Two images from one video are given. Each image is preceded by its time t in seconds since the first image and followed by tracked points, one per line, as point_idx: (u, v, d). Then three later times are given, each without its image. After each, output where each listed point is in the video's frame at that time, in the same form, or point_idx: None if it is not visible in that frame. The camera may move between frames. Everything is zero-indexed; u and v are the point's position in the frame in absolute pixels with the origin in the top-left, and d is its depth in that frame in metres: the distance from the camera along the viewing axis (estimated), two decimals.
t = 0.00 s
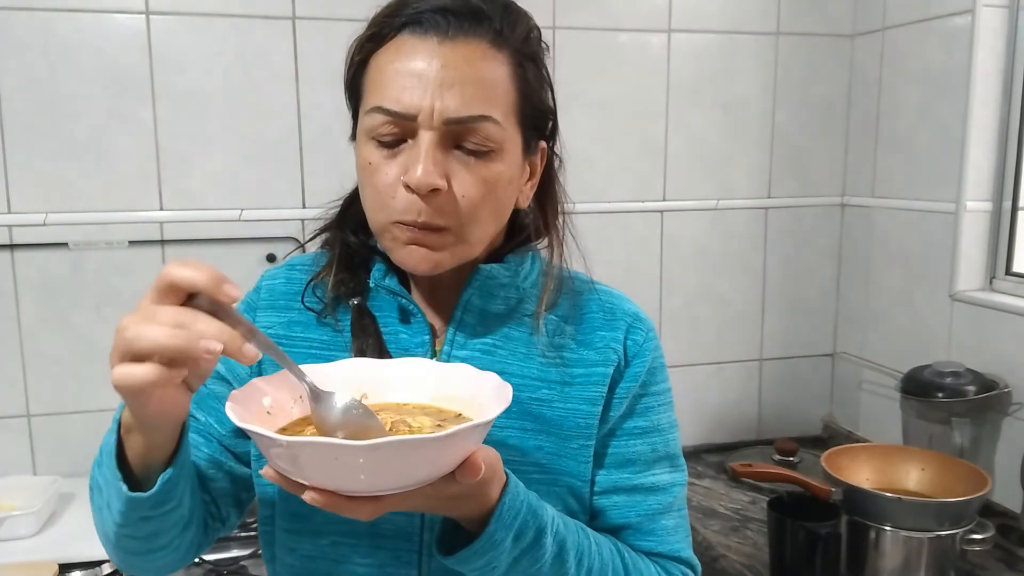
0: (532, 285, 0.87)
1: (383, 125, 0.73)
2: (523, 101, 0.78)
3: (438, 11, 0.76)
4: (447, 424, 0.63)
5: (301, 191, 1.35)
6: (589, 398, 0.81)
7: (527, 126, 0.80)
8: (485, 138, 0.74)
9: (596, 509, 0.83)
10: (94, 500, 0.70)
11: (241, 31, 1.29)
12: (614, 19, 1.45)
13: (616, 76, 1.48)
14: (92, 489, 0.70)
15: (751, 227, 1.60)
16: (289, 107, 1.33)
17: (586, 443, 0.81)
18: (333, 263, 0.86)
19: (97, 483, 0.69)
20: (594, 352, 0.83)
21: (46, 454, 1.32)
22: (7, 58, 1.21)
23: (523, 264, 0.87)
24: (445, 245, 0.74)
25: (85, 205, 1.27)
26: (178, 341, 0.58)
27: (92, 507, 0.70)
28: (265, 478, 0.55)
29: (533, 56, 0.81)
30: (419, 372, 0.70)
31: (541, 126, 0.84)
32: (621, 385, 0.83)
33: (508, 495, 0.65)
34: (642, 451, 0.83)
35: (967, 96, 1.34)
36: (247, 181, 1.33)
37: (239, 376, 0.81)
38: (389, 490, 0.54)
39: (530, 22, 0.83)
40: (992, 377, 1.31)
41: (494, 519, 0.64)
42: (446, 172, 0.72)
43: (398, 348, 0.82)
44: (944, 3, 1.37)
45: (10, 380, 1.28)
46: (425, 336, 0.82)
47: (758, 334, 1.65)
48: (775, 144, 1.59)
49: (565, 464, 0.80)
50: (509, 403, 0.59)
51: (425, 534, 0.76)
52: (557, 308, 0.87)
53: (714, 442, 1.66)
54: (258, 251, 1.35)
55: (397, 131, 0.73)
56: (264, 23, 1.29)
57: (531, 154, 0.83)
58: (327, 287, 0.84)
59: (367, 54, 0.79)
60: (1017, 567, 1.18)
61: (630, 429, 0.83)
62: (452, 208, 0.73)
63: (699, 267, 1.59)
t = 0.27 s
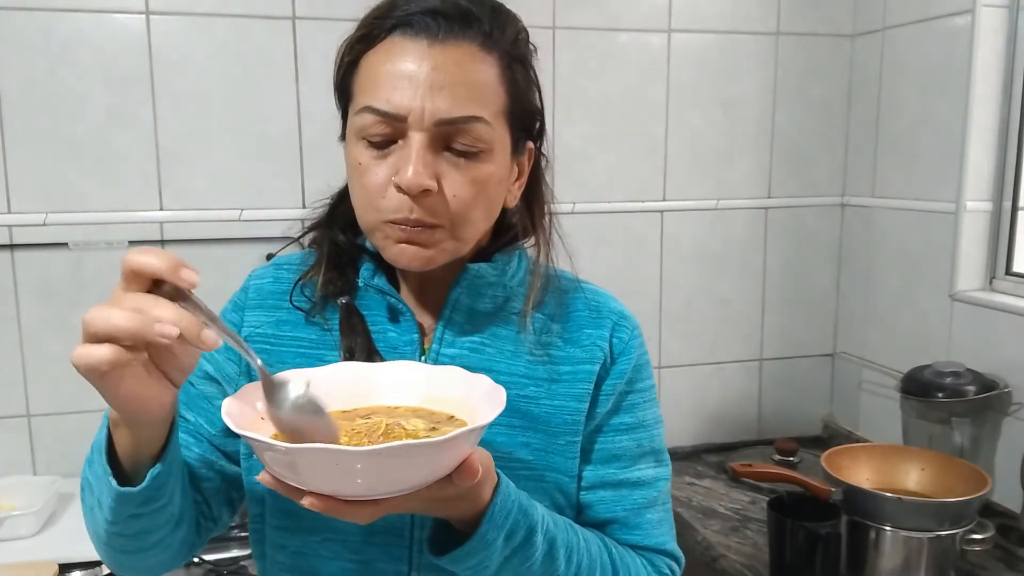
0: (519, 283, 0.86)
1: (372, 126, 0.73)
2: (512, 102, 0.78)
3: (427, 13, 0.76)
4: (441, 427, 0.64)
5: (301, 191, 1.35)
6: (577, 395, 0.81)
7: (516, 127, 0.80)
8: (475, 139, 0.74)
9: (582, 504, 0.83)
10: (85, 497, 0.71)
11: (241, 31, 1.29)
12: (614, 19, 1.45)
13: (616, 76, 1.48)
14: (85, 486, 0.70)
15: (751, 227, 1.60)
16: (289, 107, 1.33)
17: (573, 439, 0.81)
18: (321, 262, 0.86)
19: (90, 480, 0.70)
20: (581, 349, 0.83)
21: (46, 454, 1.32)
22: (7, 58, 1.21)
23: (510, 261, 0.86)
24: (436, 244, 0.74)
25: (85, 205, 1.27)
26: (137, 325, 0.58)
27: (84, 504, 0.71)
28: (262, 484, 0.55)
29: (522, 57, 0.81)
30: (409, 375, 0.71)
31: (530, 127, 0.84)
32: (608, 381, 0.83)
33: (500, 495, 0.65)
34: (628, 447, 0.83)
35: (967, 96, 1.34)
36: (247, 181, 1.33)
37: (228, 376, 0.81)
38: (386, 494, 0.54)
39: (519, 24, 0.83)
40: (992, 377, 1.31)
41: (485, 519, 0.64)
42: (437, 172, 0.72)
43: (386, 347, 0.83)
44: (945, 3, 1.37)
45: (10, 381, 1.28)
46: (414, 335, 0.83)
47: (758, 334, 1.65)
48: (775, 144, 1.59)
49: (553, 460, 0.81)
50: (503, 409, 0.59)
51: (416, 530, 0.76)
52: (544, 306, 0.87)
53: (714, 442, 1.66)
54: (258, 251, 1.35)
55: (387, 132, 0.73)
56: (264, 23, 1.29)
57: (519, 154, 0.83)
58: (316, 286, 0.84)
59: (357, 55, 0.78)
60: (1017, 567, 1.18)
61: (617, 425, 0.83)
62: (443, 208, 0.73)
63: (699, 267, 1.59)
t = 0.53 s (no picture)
0: (517, 282, 0.87)
1: (369, 126, 0.73)
2: (507, 99, 0.78)
3: (420, 12, 0.75)
4: (446, 434, 0.64)
5: (301, 191, 1.35)
6: (576, 393, 0.81)
7: (511, 125, 0.80)
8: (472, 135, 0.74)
9: (583, 501, 0.84)
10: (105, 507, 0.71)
11: (241, 31, 1.29)
12: (614, 19, 1.45)
13: (616, 76, 1.47)
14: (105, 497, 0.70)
15: (751, 227, 1.60)
16: (288, 107, 1.33)
17: (573, 437, 0.81)
18: (319, 263, 0.86)
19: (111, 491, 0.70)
20: (579, 348, 0.83)
21: (45, 454, 1.32)
22: (6, 58, 1.21)
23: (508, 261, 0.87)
24: (437, 240, 0.74)
25: (85, 205, 1.27)
26: (144, 405, 0.53)
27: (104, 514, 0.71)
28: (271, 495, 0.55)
29: (515, 53, 0.81)
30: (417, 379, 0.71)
31: (526, 124, 0.84)
32: (606, 379, 0.83)
33: (505, 500, 0.65)
34: (627, 444, 0.83)
35: (968, 96, 1.34)
36: (247, 181, 1.33)
37: (229, 377, 0.81)
38: (397, 505, 0.54)
39: (512, 23, 0.83)
40: (991, 377, 1.31)
41: (491, 525, 0.64)
42: (435, 169, 0.73)
43: (386, 346, 0.83)
44: (945, 4, 1.37)
45: (10, 381, 1.28)
46: (413, 333, 0.83)
47: (758, 334, 1.65)
48: (775, 144, 1.59)
49: (552, 457, 0.81)
50: (511, 418, 0.58)
51: (419, 527, 0.76)
52: (542, 304, 0.86)
53: (714, 442, 1.66)
54: (258, 251, 1.35)
55: (384, 131, 0.73)
56: (264, 23, 1.29)
57: (516, 151, 0.83)
58: (314, 286, 0.84)
59: (351, 56, 0.78)
60: (1017, 568, 1.18)
61: (616, 423, 0.84)
62: (442, 205, 0.73)
63: (699, 267, 1.59)
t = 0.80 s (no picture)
0: (551, 283, 0.87)
1: (403, 126, 0.73)
2: (538, 98, 0.78)
3: (451, 14, 0.76)
4: (486, 439, 0.63)
5: (301, 191, 1.35)
6: (615, 395, 0.81)
7: (543, 124, 0.80)
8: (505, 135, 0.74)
9: (623, 505, 0.83)
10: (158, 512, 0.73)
11: (241, 31, 1.29)
12: (614, 19, 1.45)
13: (616, 76, 1.48)
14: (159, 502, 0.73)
15: (751, 227, 1.61)
16: (289, 107, 1.33)
17: (613, 440, 0.81)
18: (352, 266, 0.87)
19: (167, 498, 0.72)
20: (617, 348, 0.82)
21: (45, 454, 1.32)
22: (6, 58, 1.21)
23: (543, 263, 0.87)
24: (470, 240, 0.74)
25: (85, 205, 1.27)
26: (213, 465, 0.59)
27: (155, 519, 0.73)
28: (312, 499, 0.55)
29: (546, 52, 0.81)
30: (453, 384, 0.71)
31: (557, 124, 0.84)
32: (645, 381, 0.82)
33: (545, 507, 0.64)
34: (667, 447, 0.83)
35: (967, 96, 1.34)
36: (247, 181, 1.33)
37: (265, 384, 0.82)
38: (439, 510, 0.54)
39: (540, 24, 0.83)
40: (991, 377, 1.31)
41: (531, 533, 0.63)
42: (469, 169, 0.72)
43: (421, 348, 0.83)
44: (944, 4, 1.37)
45: (10, 381, 1.28)
46: (449, 336, 0.83)
47: (758, 334, 1.65)
48: (775, 144, 1.59)
49: (593, 461, 0.80)
50: (559, 421, 0.58)
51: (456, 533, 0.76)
52: (576, 304, 0.86)
53: (714, 442, 1.66)
54: (258, 251, 1.35)
55: (417, 131, 0.73)
56: (264, 23, 1.30)
57: (547, 151, 0.82)
58: (348, 290, 0.85)
59: (383, 58, 0.79)
60: (1018, 567, 1.18)
61: (656, 426, 0.83)
62: (476, 204, 0.73)
63: (699, 267, 1.59)
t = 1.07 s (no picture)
0: (597, 288, 0.85)
1: (453, 130, 0.72)
2: (588, 99, 0.77)
3: (502, 15, 0.75)
4: (539, 447, 0.62)
5: (301, 191, 1.35)
6: (663, 402, 0.77)
7: (592, 126, 0.79)
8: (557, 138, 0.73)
9: (670, 515, 0.80)
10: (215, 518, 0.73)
11: (241, 31, 1.29)
12: (614, 19, 1.46)
13: (616, 76, 1.48)
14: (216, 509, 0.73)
15: (751, 227, 1.61)
16: (289, 107, 1.33)
17: (661, 448, 0.77)
18: (396, 271, 0.86)
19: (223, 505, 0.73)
20: (665, 354, 0.79)
21: (45, 454, 1.32)
22: (6, 58, 1.21)
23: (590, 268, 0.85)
24: (518, 244, 0.73)
25: (85, 205, 1.27)
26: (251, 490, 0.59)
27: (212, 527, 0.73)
28: (365, 510, 0.54)
29: (595, 54, 0.80)
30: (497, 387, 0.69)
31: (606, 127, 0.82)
32: (694, 388, 0.79)
33: (597, 516, 0.64)
34: (717, 456, 0.79)
35: (967, 96, 1.34)
36: (247, 181, 1.33)
37: (310, 391, 0.82)
38: (496, 523, 0.53)
39: (590, 25, 0.81)
40: (991, 377, 1.31)
41: (584, 542, 0.63)
42: (519, 173, 0.71)
43: (464, 353, 0.82)
44: (944, 4, 1.37)
45: (10, 381, 1.28)
46: (493, 341, 0.82)
47: (758, 333, 1.65)
48: (775, 144, 1.59)
49: (641, 471, 0.78)
50: (614, 430, 0.56)
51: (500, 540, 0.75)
52: (621, 309, 0.84)
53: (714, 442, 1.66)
54: (258, 251, 1.35)
55: (467, 135, 0.72)
56: (264, 23, 1.29)
57: (596, 153, 0.81)
58: (392, 295, 0.84)
59: (431, 60, 0.78)
60: (1018, 567, 1.18)
61: (704, 434, 0.79)
62: (525, 209, 0.72)
63: (699, 267, 1.59)
